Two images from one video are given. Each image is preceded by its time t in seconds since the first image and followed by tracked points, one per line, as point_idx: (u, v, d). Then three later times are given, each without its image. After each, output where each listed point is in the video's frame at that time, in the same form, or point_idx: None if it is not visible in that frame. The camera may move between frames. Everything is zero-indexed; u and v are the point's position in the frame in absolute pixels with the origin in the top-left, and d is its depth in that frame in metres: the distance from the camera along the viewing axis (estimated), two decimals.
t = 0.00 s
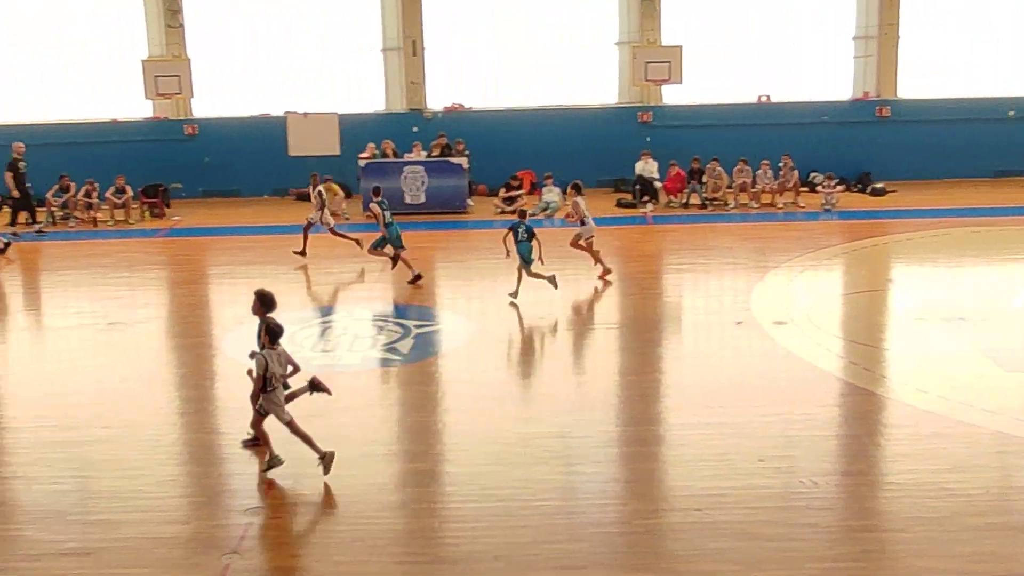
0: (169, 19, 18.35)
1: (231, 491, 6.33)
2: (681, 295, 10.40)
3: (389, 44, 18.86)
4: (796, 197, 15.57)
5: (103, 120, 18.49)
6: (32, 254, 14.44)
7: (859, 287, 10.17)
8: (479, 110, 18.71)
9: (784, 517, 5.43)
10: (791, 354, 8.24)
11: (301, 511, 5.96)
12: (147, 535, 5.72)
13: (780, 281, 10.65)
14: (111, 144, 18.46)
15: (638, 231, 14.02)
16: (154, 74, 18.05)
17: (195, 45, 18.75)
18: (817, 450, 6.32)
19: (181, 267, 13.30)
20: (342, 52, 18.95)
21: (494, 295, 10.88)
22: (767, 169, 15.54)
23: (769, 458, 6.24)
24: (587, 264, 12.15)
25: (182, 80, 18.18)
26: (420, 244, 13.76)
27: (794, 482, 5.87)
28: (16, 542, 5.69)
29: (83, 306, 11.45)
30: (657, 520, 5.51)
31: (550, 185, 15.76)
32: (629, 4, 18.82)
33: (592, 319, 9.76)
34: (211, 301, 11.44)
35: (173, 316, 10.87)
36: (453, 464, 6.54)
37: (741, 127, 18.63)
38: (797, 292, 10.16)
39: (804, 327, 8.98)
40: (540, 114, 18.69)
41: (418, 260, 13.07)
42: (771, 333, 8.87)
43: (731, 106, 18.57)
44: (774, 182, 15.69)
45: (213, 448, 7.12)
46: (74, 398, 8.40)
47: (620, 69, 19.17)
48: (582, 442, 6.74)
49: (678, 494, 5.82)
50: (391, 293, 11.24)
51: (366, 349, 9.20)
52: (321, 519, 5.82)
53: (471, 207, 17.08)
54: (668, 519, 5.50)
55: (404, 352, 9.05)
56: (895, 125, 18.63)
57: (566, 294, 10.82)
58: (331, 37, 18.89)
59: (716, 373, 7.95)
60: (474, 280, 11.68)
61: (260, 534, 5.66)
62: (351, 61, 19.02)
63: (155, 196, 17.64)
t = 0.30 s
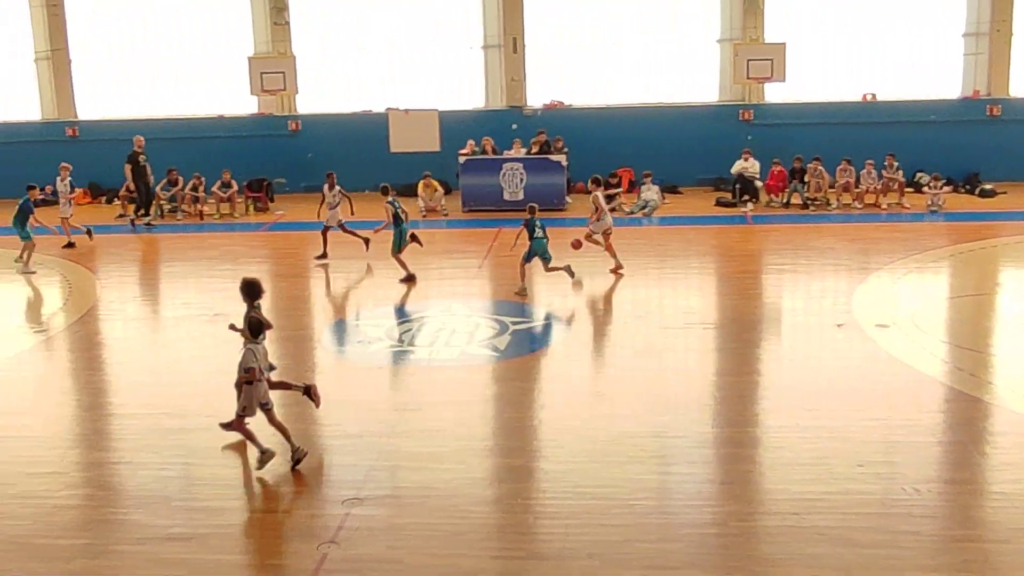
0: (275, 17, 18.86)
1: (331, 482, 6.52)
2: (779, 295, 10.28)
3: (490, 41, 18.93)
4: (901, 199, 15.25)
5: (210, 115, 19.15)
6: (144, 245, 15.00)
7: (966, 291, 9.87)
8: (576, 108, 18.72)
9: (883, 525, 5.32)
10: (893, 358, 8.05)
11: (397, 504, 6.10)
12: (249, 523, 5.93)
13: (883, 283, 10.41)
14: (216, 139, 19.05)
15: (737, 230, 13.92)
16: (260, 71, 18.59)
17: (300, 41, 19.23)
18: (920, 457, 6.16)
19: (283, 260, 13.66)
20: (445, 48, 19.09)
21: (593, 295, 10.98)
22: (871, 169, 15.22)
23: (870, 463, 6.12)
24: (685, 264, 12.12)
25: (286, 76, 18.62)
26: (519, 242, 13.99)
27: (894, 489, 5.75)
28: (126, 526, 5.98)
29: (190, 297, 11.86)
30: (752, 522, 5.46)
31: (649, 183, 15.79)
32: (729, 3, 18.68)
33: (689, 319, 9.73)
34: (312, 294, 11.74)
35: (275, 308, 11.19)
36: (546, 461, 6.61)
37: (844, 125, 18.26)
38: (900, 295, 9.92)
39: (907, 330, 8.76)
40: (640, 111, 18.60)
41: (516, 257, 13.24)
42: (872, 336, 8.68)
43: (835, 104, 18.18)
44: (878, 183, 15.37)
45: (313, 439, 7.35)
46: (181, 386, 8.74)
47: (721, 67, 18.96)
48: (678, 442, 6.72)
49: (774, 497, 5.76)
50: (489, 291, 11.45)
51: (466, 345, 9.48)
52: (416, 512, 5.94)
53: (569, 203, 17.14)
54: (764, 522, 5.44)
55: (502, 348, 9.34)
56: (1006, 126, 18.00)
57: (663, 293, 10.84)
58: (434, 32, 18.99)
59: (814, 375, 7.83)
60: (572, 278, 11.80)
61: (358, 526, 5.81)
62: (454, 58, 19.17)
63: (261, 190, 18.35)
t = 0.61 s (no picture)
0: (378, 17, 19.24)
1: (429, 477, 6.64)
2: (884, 298, 10.07)
3: (591, 41, 18.97)
4: (1013, 202, 14.74)
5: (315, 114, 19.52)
6: (249, 241, 15.43)
7: None
8: (678, 108, 18.55)
9: (989, 536, 5.18)
10: (1004, 367, 7.81)
11: (493, 500, 6.19)
12: (347, 515, 6.10)
13: (993, 289, 10.11)
14: (319, 137, 19.44)
15: (841, 232, 13.65)
16: (364, 71, 18.97)
17: (404, 42, 19.61)
18: None
19: (383, 257, 13.91)
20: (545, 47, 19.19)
21: (692, 296, 10.92)
22: (981, 172, 14.73)
23: (977, 473, 5.96)
24: (786, 265, 11.95)
25: (389, 76, 18.98)
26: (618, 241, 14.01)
27: (1001, 500, 5.59)
28: (228, 514, 6.23)
29: (293, 292, 12.17)
30: (852, 529, 5.38)
31: (751, 184, 15.57)
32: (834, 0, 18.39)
33: (790, 322, 9.60)
34: (410, 291, 11.94)
35: (374, 304, 11.42)
36: (643, 462, 6.62)
37: (952, 127, 17.64)
38: (1011, 302, 9.61)
39: (1018, 338, 8.49)
40: (742, 110, 18.34)
41: (614, 257, 13.24)
42: (982, 343, 8.44)
43: (944, 105, 17.57)
44: (988, 186, 14.89)
45: (412, 434, 7.50)
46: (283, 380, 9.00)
47: (826, 66, 18.61)
48: (778, 446, 6.65)
49: (876, 504, 5.65)
50: (587, 290, 11.49)
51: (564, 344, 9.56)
52: (511, 509, 6.02)
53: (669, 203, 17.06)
54: (865, 530, 5.35)
55: (599, 347, 9.38)
56: None
57: (764, 295, 10.71)
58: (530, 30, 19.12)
59: (920, 381, 7.65)
60: (670, 279, 11.75)
61: (454, 521, 5.91)
62: (554, 57, 19.22)
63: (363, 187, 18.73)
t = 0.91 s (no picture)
0: (476, 18, 19.36)
1: (523, 478, 6.74)
2: (989, 305, 9.81)
3: (690, 41, 18.72)
4: None
5: (412, 116, 19.86)
6: (347, 241, 15.75)
7: None
8: (782, 108, 18.28)
9: None
10: None
11: (586, 502, 6.24)
12: (440, 515, 6.26)
13: None
14: (418, 138, 19.73)
15: (945, 237, 13.32)
16: (462, 71, 19.36)
17: (502, 50, 19.60)
18: None
19: (478, 257, 14.07)
20: (645, 49, 18.94)
21: (790, 299, 10.79)
22: None
23: None
24: (887, 269, 11.71)
25: (487, 77, 19.34)
26: (714, 244, 13.93)
27: None
28: (324, 513, 6.45)
29: (389, 291, 12.41)
30: (954, 542, 5.27)
31: (851, 187, 15.22)
32: None
33: (891, 328, 9.39)
34: (504, 291, 12.05)
35: (469, 304, 11.55)
36: (739, 466, 6.58)
37: None
38: None
39: None
40: (843, 111, 18.00)
41: (710, 260, 13.14)
42: None
43: None
44: None
45: (506, 435, 7.60)
46: (380, 377, 9.20)
47: (931, 67, 17.89)
48: (878, 454, 6.52)
49: (980, 518, 5.52)
50: (682, 292, 11.47)
51: (659, 347, 9.56)
52: (604, 512, 6.06)
53: (767, 206, 16.82)
54: (968, 542, 5.25)
55: (695, 350, 9.34)
56: None
57: (863, 299, 10.51)
58: (643, 33, 18.87)
59: None
60: (767, 282, 11.62)
61: (546, 523, 6.00)
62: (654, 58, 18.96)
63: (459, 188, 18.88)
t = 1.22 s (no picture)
0: (573, 18, 19.37)
1: (615, 479, 6.88)
2: None
3: (789, 40, 18.36)
4: None
5: (506, 115, 19.94)
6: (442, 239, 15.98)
7: None
8: (879, 108, 17.87)
9: None
10: None
11: (676, 505, 6.40)
12: (533, 513, 6.44)
13: None
14: (512, 137, 19.84)
15: None
16: (557, 71, 19.20)
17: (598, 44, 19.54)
18: None
19: (572, 257, 14.11)
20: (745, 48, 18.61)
21: (887, 304, 10.53)
22: None
23: None
24: (991, 273, 11.41)
25: (582, 76, 19.12)
26: (810, 245, 13.74)
27: None
28: (415, 508, 6.64)
29: (483, 290, 12.53)
30: None
31: (954, 189, 14.80)
32: None
33: (992, 335, 9.18)
34: (597, 291, 12.09)
35: (562, 304, 11.60)
36: (831, 471, 6.67)
37: None
38: None
39: None
40: (946, 111, 17.49)
41: (806, 261, 12.97)
42: None
43: None
44: None
45: (597, 436, 7.69)
46: (472, 375, 9.33)
47: None
48: (977, 463, 6.57)
49: None
50: (777, 294, 11.36)
51: (753, 350, 9.44)
52: (697, 515, 6.21)
53: (866, 207, 16.47)
54: None
55: (790, 354, 9.23)
56: None
57: (964, 304, 10.26)
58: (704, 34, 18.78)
59: None
60: (863, 284, 11.45)
61: (638, 524, 6.16)
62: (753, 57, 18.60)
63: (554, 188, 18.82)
